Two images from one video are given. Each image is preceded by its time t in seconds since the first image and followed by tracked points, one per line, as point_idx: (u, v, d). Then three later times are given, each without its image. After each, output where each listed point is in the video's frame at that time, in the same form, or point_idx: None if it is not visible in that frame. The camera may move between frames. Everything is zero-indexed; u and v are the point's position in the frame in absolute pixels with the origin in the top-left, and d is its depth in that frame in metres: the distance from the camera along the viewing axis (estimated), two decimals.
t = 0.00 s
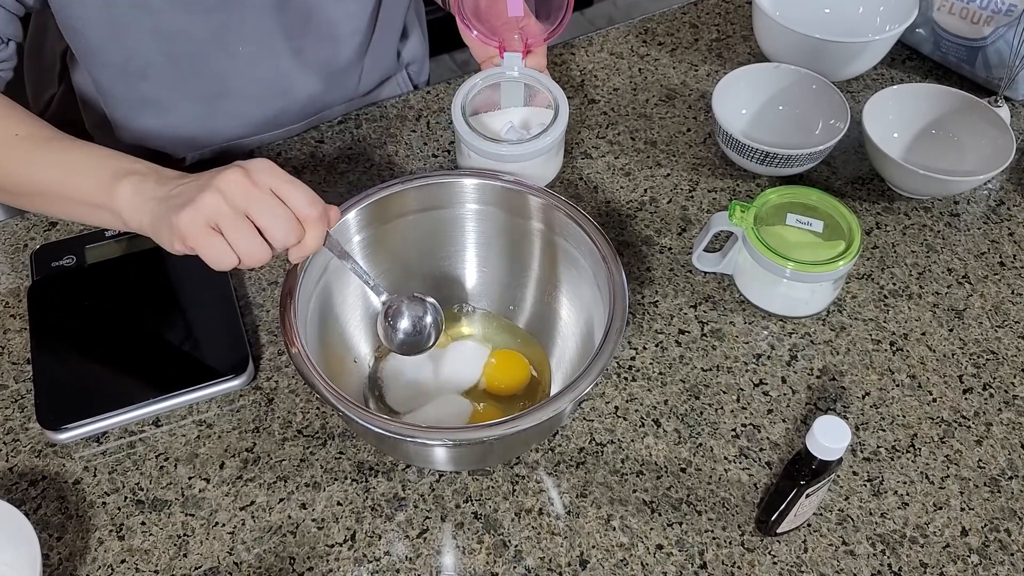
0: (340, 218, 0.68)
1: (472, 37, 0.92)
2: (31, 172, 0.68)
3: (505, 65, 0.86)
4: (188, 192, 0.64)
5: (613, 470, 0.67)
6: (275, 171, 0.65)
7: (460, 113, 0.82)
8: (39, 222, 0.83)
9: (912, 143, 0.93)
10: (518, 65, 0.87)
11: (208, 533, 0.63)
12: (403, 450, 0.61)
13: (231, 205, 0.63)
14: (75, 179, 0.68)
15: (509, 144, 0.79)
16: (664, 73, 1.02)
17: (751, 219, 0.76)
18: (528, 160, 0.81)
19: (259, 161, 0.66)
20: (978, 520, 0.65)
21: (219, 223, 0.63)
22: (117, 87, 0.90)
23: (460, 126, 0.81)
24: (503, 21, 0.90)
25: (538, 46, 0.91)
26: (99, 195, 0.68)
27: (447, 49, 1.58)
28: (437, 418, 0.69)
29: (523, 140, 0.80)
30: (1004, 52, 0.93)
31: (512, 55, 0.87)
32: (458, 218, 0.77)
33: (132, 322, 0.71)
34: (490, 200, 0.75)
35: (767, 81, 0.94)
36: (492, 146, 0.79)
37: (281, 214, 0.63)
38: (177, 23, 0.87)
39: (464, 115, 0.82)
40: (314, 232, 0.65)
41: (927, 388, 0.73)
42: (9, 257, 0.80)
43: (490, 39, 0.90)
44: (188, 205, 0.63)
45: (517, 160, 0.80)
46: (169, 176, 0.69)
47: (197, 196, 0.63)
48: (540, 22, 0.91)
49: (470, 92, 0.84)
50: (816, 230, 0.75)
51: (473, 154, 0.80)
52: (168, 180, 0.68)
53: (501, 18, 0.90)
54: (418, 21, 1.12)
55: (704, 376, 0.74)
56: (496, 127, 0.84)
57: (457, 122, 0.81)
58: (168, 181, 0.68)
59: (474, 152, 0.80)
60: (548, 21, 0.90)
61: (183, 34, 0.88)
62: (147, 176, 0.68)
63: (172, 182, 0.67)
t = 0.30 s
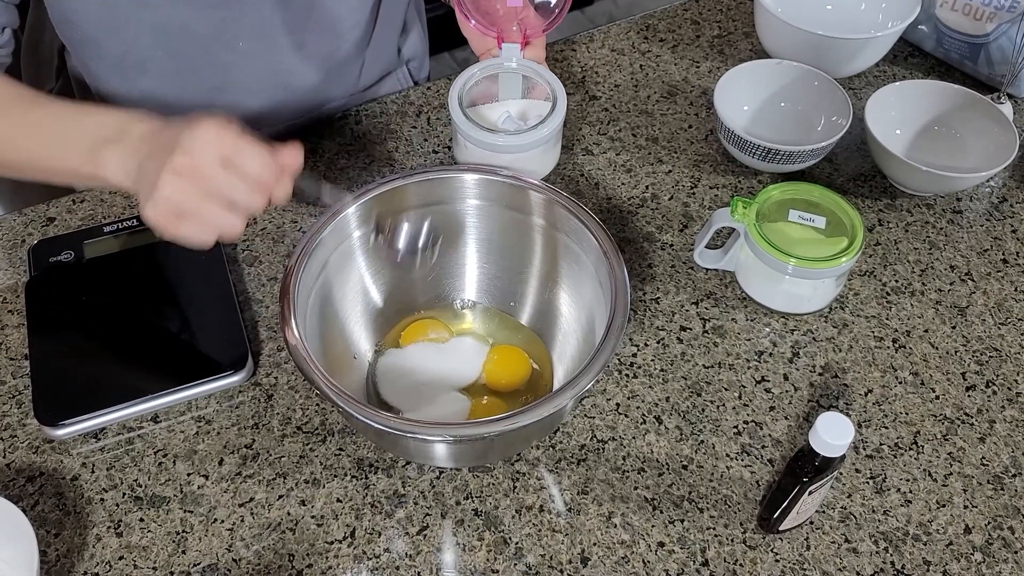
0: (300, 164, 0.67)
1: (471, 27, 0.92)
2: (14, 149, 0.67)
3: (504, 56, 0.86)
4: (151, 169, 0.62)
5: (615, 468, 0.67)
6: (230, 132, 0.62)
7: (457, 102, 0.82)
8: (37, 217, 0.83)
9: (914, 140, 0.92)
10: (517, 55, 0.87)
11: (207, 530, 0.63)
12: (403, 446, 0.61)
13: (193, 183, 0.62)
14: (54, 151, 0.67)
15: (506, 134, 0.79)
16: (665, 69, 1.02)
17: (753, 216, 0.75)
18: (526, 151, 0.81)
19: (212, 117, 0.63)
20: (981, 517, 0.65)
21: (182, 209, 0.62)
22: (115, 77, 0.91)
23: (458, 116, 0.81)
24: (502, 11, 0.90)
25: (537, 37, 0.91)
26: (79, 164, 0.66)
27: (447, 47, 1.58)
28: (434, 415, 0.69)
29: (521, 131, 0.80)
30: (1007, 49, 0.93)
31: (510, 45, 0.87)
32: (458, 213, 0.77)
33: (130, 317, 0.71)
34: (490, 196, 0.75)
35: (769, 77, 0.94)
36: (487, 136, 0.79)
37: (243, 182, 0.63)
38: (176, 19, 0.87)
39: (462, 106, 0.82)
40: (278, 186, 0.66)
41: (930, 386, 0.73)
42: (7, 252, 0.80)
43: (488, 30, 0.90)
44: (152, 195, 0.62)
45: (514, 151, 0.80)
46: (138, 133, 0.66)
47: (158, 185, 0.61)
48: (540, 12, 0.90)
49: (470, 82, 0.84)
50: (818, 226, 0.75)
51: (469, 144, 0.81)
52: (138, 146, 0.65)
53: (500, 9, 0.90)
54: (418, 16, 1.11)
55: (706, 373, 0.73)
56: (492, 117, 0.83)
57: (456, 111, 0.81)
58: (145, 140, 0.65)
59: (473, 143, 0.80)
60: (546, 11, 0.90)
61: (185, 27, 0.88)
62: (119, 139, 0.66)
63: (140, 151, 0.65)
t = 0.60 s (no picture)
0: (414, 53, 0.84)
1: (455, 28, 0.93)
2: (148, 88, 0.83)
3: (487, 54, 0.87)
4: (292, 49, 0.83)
5: (613, 466, 0.67)
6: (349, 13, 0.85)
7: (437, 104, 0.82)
8: (39, 215, 0.83)
9: (913, 141, 0.93)
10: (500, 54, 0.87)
11: (207, 526, 0.63)
12: (403, 443, 0.61)
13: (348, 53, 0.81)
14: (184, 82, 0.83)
15: (486, 134, 0.79)
16: (665, 70, 1.02)
17: (752, 215, 0.76)
18: (507, 150, 0.81)
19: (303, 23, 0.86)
20: (978, 516, 0.65)
21: (349, 69, 0.81)
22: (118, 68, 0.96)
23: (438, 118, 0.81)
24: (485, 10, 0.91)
25: (522, 37, 0.93)
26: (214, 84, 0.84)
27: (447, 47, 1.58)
28: (433, 413, 0.70)
29: (502, 129, 0.80)
30: (1005, 51, 0.93)
31: (493, 45, 0.87)
32: (458, 212, 0.77)
33: (131, 314, 0.71)
34: (490, 195, 0.75)
35: (768, 77, 0.94)
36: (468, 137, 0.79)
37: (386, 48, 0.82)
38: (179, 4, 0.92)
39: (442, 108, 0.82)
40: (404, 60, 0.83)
41: (927, 385, 0.73)
42: (9, 249, 0.80)
43: (471, 28, 0.91)
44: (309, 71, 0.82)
45: (496, 150, 0.80)
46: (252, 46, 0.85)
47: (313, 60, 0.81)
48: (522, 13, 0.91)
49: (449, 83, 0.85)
50: (817, 226, 0.75)
51: (450, 146, 0.81)
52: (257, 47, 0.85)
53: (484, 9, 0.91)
54: (418, 16, 1.12)
55: (704, 371, 0.74)
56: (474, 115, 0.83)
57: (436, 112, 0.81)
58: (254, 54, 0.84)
59: (456, 145, 0.80)
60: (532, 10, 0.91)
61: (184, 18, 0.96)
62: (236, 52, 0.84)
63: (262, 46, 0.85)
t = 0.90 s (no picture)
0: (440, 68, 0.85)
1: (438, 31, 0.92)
2: (184, 89, 0.77)
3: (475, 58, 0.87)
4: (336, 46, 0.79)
5: (607, 469, 0.68)
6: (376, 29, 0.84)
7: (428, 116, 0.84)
8: (35, 218, 0.83)
9: (908, 144, 0.93)
10: (488, 57, 0.87)
11: (202, 530, 0.63)
12: (397, 446, 0.62)
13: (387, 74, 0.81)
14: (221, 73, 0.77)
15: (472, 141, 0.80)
16: (661, 73, 1.02)
17: (747, 218, 0.76)
18: (500, 152, 0.81)
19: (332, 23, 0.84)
20: (970, 520, 0.65)
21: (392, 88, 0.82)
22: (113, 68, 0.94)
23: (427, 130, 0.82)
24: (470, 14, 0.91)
25: (511, 37, 0.93)
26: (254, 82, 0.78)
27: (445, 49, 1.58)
28: (427, 416, 0.70)
29: (490, 133, 0.80)
30: (1000, 54, 0.93)
31: (483, 48, 0.87)
32: (453, 215, 0.77)
33: (126, 317, 0.71)
34: (485, 198, 0.75)
35: (764, 81, 0.94)
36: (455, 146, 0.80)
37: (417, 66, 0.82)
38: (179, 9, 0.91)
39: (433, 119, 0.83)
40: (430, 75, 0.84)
41: (921, 389, 0.73)
42: (4, 252, 0.80)
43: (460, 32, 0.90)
44: (356, 81, 0.80)
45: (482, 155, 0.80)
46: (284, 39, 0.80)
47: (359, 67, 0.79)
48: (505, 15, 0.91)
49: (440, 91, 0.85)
50: (811, 230, 0.75)
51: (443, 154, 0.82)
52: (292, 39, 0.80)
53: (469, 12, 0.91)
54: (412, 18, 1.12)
55: (699, 375, 0.74)
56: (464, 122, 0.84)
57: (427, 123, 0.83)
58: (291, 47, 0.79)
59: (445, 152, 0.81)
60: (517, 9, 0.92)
61: (181, 20, 0.93)
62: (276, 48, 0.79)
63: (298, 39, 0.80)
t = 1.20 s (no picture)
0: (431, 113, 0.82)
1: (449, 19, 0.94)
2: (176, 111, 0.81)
3: (486, 51, 0.87)
4: (323, 92, 0.81)
5: (607, 468, 0.67)
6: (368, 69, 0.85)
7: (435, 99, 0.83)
8: (33, 217, 0.83)
9: (909, 143, 0.93)
10: (498, 50, 0.87)
11: (200, 529, 0.63)
12: (397, 445, 0.61)
13: (364, 123, 0.81)
14: (215, 101, 0.82)
15: (479, 129, 0.79)
16: (661, 71, 1.02)
17: (747, 217, 0.76)
18: (508, 145, 0.81)
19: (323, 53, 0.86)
20: (972, 519, 0.65)
21: (372, 135, 0.82)
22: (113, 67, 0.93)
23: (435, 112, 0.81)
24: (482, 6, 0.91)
25: (518, 33, 0.93)
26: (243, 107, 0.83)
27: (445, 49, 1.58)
28: (427, 415, 0.69)
29: (498, 124, 0.79)
30: (1000, 53, 0.93)
31: (492, 41, 0.88)
32: (453, 214, 0.77)
33: (124, 315, 0.71)
34: (485, 196, 0.75)
35: (764, 79, 0.94)
36: (461, 131, 0.79)
37: (400, 117, 0.81)
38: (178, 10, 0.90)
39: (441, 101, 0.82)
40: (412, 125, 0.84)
41: (922, 388, 0.73)
42: (3, 251, 0.80)
43: (469, 24, 0.92)
44: (334, 130, 0.81)
45: (488, 144, 0.79)
46: (275, 72, 0.82)
47: (338, 121, 0.80)
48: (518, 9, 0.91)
49: (450, 77, 0.85)
50: (811, 228, 0.75)
51: (450, 140, 0.81)
52: (283, 74, 0.82)
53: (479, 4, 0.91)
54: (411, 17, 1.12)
55: (699, 374, 0.74)
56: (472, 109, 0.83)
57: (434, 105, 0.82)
58: (282, 85, 0.82)
59: (450, 136, 0.80)
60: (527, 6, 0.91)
61: (182, 20, 0.91)
62: (266, 83, 0.82)
63: (290, 74, 0.82)
